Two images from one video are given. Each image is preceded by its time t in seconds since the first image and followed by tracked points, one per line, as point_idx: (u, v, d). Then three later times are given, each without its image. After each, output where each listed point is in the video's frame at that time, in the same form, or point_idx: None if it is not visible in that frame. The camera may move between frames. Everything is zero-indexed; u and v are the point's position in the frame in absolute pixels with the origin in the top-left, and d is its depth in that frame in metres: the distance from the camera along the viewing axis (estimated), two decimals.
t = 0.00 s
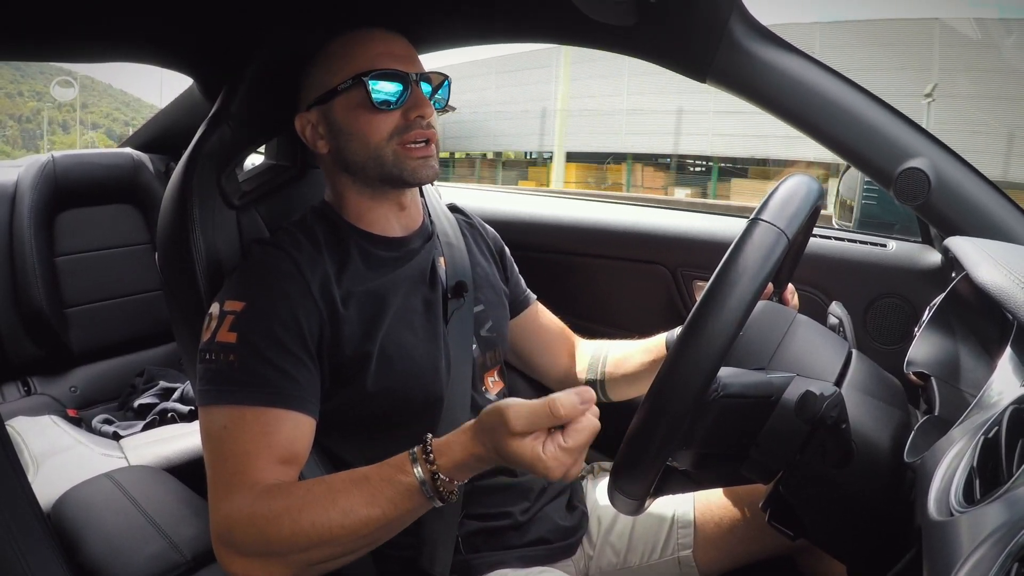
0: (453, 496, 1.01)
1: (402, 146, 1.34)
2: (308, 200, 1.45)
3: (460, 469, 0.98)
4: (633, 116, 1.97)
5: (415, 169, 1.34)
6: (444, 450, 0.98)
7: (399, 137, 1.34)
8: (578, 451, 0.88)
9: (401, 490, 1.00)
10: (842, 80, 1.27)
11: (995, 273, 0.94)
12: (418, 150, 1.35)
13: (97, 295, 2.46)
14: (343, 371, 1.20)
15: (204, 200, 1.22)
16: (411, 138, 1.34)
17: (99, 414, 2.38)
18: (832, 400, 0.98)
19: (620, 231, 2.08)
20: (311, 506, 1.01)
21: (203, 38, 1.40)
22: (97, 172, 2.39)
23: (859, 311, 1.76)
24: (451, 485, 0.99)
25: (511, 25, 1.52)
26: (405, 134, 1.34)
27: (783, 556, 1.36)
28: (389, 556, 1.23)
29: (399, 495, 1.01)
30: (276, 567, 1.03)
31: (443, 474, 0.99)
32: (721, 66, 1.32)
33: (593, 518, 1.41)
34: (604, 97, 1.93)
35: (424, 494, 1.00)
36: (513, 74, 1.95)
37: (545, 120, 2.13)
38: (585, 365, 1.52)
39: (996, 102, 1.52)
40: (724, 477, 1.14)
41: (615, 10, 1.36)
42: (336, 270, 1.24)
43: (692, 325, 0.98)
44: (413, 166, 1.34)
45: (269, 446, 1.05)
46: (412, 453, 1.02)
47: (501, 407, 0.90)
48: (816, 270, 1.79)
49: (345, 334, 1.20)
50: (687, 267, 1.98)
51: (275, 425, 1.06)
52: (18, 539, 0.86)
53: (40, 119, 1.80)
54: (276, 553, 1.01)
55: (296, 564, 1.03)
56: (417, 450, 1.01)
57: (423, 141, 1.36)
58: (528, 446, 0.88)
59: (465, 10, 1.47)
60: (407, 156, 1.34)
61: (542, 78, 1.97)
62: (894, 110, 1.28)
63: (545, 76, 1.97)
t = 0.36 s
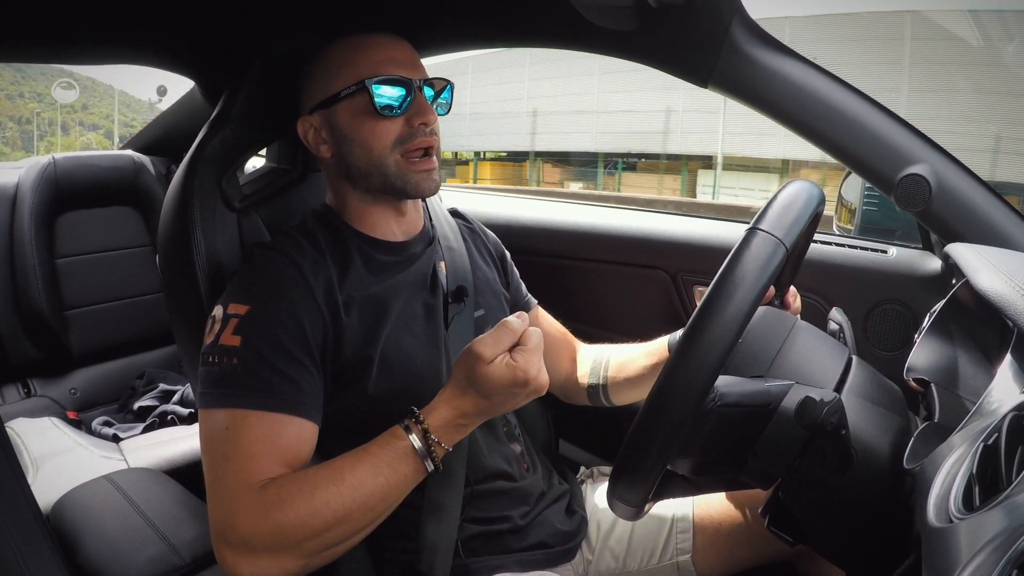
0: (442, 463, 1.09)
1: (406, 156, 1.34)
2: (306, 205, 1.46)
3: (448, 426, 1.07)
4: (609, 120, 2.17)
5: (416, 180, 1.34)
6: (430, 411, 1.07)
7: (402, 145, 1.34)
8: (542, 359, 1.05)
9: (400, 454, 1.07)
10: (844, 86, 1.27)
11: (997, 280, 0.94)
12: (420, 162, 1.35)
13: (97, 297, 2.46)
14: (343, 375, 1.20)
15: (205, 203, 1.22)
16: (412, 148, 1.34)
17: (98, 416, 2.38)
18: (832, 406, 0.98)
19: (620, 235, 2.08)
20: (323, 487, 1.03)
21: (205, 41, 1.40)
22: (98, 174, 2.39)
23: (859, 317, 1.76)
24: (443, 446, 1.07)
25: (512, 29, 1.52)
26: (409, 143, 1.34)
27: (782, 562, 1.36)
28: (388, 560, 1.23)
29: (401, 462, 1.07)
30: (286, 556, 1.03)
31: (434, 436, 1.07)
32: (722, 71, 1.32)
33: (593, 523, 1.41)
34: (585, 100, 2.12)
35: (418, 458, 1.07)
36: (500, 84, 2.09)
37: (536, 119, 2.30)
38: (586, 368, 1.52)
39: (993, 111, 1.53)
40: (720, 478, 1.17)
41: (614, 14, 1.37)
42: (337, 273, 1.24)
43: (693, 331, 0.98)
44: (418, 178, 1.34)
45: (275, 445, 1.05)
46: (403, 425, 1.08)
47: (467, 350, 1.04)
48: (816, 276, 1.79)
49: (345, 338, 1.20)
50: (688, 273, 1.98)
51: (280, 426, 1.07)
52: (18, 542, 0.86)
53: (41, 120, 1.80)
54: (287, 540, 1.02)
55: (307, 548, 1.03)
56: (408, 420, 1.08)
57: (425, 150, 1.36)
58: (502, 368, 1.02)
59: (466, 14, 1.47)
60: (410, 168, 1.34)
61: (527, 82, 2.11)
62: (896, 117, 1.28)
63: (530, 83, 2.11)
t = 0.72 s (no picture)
0: (439, 461, 1.07)
1: (409, 148, 1.34)
2: (308, 203, 1.45)
3: (443, 413, 1.05)
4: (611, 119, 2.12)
5: (422, 167, 1.34)
6: (420, 399, 1.06)
7: (406, 138, 1.33)
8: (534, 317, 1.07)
9: (387, 448, 1.05)
10: (845, 84, 1.27)
11: (999, 278, 0.94)
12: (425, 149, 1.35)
13: (98, 294, 2.47)
14: (344, 372, 1.20)
15: (206, 200, 1.22)
16: (417, 138, 1.33)
17: (99, 413, 2.38)
18: (833, 404, 0.97)
19: (621, 233, 2.08)
20: (306, 482, 1.02)
21: (206, 38, 1.40)
22: (99, 171, 2.39)
23: (860, 315, 1.76)
24: (434, 439, 1.05)
25: (513, 27, 1.52)
26: (411, 136, 1.33)
27: (782, 559, 1.36)
28: (388, 557, 1.23)
29: (388, 459, 1.05)
30: (272, 552, 1.02)
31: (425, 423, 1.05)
32: (724, 70, 1.32)
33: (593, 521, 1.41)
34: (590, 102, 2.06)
35: (409, 453, 1.05)
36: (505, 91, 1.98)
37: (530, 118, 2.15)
38: (586, 365, 1.52)
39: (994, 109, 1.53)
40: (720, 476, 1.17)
41: (616, 12, 1.37)
42: (337, 270, 1.24)
43: (694, 327, 0.98)
44: (421, 165, 1.34)
45: (269, 438, 1.05)
46: (392, 417, 1.07)
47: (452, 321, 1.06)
48: (817, 274, 1.79)
49: (346, 334, 1.20)
50: (689, 270, 1.98)
51: (279, 422, 1.06)
52: (18, 538, 0.86)
53: (41, 118, 1.80)
54: (273, 535, 1.02)
55: (293, 545, 1.03)
56: (397, 413, 1.07)
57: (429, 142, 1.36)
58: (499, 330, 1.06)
59: (467, 12, 1.47)
60: (413, 156, 1.34)
61: (531, 92, 2.00)
62: (898, 115, 1.27)
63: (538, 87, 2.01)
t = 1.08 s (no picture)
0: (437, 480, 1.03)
1: (410, 152, 1.34)
2: (313, 201, 1.44)
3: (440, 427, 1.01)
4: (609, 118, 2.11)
5: (421, 174, 1.33)
6: (416, 415, 1.02)
7: (408, 143, 1.33)
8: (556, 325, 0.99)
9: (380, 463, 1.02)
10: (844, 83, 1.27)
11: (1000, 276, 0.94)
12: (425, 157, 1.34)
13: (99, 296, 2.46)
14: (345, 374, 1.20)
15: (206, 202, 1.22)
16: (417, 145, 1.34)
17: (100, 415, 2.38)
18: (834, 403, 0.98)
19: (622, 233, 2.08)
20: (298, 494, 1.00)
21: (207, 39, 1.40)
22: (100, 172, 2.39)
23: (861, 315, 1.76)
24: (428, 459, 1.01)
25: (514, 28, 1.52)
26: (412, 141, 1.33)
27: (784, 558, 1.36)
28: (390, 558, 1.23)
29: (380, 473, 1.02)
30: (267, 562, 1.02)
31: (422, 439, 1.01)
32: (725, 69, 1.32)
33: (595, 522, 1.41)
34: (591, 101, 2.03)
35: (403, 471, 1.02)
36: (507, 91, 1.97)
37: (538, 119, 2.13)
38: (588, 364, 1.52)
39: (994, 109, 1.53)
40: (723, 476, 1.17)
41: (619, 11, 1.37)
42: (338, 273, 1.24)
43: (695, 328, 0.98)
44: (421, 172, 1.33)
45: (265, 445, 1.04)
46: (387, 431, 1.04)
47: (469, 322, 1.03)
48: (819, 274, 1.79)
49: (347, 336, 1.20)
50: (690, 270, 1.98)
51: (279, 425, 1.06)
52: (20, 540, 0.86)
53: (40, 120, 1.79)
54: (266, 544, 1.01)
55: (285, 557, 1.01)
56: (391, 427, 1.03)
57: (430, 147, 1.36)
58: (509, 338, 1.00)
59: (468, 12, 1.47)
60: (412, 162, 1.33)
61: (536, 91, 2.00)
62: (899, 115, 1.27)
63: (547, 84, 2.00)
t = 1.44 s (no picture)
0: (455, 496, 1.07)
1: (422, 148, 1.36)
2: (311, 204, 1.44)
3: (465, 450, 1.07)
4: (608, 120, 2.09)
5: (430, 173, 1.36)
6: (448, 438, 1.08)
7: (419, 139, 1.36)
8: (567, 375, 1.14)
9: (405, 478, 1.06)
10: (844, 87, 1.27)
11: (998, 280, 0.94)
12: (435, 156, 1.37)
13: (98, 298, 2.47)
14: (344, 376, 1.20)
15: (206, 205, 1.22)
16: (428, 142, 1.36)
17: (99, 417, 2.38)
18: (833, 407, 0.99)
19: (621, 237, 2.08)
20: (318, 503, 1.03)
21: (207, 42, 1.40)
22: (100, 175, 2.39)
23: (860, 320, 1.76)
24: (455, 476, 1.06)
25: (513, 31, 1.52)
26: (425, 138, 1.36)
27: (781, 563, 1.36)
28: (388, 561, 1.23)
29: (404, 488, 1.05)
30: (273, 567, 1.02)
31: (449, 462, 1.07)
32: (725, 73, 1.32)
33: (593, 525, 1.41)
34: (591, 100, 2.00)
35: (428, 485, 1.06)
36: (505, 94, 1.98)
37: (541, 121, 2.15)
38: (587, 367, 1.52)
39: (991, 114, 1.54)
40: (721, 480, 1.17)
41: (616, 17, 1.37)
42: (338, 275, 1.24)
43: (696, 330, 0.98)
44: (432, 171, 1.36)
45: (272, 450, 1.05)
46: (415, 449, 1.08)
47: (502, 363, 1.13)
48: (818, 279, 1.79)
49: (346, 338, 1.20)
50: (689, 275, 1.98)
51: (280, 428, 1.06)
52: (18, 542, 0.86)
53: (35, 122, 1.79)
54: (274, 549, 1.02)
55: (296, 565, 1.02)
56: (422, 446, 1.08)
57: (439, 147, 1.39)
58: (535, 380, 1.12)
59: (467, 16, 1.48)
60: (425, 161, 1.36)
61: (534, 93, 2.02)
62: (898, 119, 1.27)
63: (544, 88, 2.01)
